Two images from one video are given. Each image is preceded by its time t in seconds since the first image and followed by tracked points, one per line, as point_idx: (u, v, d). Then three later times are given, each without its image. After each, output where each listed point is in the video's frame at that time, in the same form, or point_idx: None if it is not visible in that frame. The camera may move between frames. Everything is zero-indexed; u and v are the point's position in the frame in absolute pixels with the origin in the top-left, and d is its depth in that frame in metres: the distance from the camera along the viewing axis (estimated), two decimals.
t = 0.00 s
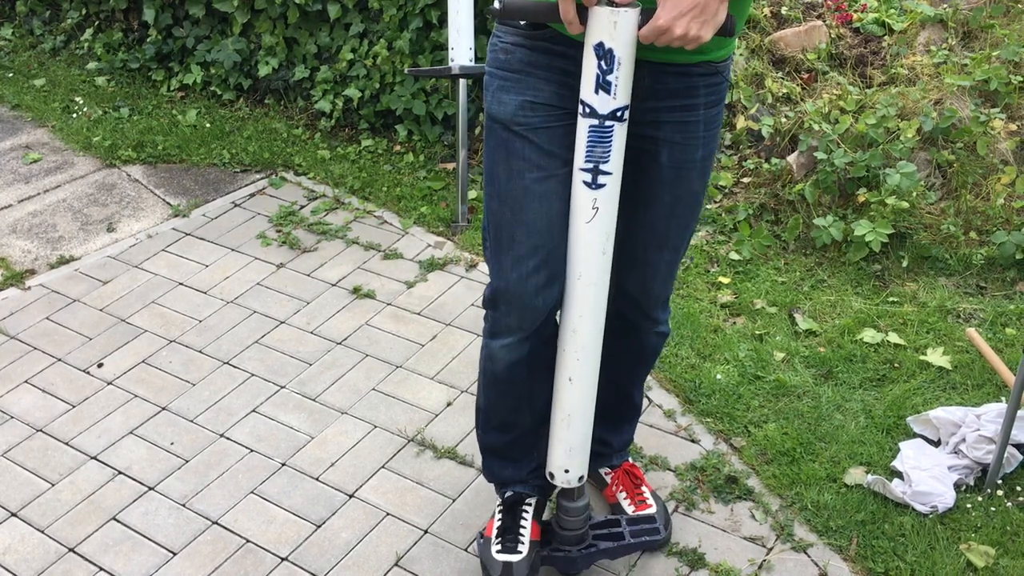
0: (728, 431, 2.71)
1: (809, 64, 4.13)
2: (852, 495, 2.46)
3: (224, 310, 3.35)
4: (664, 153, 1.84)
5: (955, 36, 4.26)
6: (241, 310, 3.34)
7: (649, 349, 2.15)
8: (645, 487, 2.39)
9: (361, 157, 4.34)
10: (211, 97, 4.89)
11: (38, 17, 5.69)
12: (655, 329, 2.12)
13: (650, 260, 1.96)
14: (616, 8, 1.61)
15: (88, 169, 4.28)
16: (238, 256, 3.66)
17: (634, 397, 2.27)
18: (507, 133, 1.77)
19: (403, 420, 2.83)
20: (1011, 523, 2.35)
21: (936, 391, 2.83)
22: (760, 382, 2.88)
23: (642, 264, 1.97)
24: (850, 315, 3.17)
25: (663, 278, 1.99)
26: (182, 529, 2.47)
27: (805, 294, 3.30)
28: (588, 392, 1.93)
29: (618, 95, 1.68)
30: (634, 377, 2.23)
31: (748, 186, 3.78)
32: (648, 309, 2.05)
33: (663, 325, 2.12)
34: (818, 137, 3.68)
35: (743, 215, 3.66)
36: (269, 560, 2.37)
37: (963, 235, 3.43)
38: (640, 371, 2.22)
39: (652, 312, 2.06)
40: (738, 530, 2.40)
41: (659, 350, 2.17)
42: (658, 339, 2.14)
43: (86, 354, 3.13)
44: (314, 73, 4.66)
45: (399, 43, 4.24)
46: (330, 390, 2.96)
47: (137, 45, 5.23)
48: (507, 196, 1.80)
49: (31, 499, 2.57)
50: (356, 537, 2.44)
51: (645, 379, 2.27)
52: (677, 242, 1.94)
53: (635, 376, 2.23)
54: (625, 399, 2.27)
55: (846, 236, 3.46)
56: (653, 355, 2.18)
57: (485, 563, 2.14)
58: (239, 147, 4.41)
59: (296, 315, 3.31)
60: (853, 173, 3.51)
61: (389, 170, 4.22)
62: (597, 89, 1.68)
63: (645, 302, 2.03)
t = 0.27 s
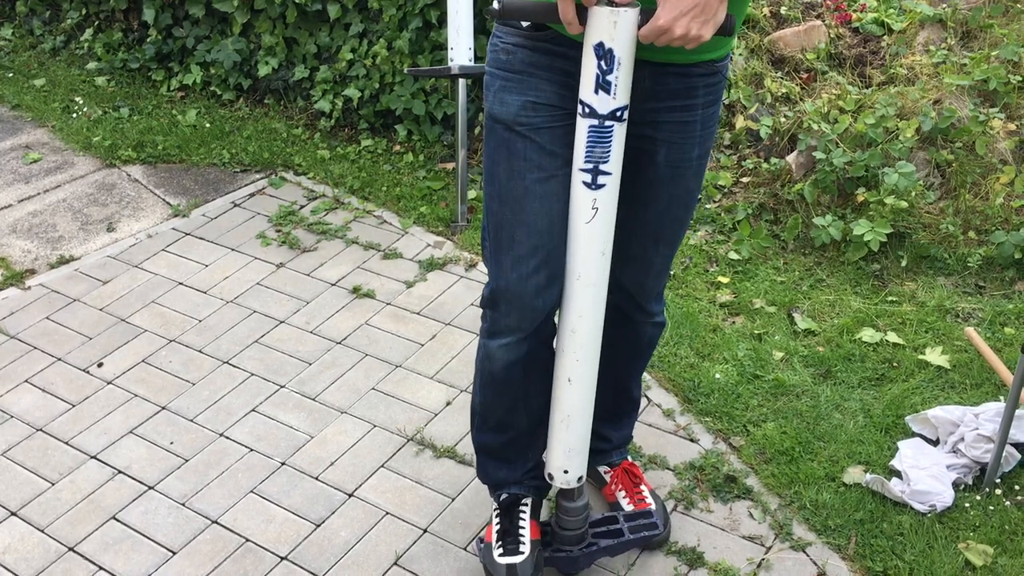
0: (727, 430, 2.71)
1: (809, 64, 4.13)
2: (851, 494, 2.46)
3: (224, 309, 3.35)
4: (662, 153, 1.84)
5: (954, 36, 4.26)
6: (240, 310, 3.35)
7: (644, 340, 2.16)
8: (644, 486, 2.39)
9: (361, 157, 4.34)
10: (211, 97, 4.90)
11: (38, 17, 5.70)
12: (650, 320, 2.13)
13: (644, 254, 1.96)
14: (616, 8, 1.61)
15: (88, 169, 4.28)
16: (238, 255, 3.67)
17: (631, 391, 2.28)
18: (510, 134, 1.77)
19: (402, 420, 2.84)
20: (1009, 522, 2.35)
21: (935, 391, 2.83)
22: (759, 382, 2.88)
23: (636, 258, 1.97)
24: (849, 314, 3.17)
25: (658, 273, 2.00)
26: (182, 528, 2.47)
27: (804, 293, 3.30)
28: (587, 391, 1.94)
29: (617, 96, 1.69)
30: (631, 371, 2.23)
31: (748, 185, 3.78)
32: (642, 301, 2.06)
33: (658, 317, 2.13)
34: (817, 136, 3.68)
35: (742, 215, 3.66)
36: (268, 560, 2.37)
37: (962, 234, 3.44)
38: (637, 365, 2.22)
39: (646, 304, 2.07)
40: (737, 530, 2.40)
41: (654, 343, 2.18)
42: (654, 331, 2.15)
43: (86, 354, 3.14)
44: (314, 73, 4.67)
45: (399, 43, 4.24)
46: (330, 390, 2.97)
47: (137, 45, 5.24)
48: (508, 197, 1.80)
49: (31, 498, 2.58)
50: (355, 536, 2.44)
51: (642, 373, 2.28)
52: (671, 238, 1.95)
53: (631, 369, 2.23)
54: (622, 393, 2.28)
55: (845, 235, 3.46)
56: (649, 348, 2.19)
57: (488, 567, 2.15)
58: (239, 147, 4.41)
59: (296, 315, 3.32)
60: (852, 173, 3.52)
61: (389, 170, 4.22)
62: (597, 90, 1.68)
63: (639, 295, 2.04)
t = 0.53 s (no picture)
0: (726, 428, 2.72)
1: (807, 64, 4.14)
2: (849, 492, 2.47)
3: (223, 308, 3.36)
4: (662, 153, 1.85)
5: (953, 35, 4.26)
6: (240, 309, 3.35)
7: (644, 337, 2.16)
8: (643, 485, 2.40)
9: (360, 157, 4.35)
10: (211, 97, 4.90)
11: (38, 17, 5.70)
12: (650, 317, 2.14)
13: (645, 253, 1.97)
14: None
15: (88, 169, 4.29)
16: (237, 255, 3.67)
17: (631, 389, 2.28)
18: (512, 134, 1.78)
19: (402, 418, 2.84)
20: (1006, 520, 2.36)
21: (933, 389, 2.84)
22: (758, 380, 2.89)
23: (636, 257, 1.98)
24: (847, 313, 3.18)
25: (658, 272, 2.01)
26: (181, 526, 2.48)
27: (802, 292, 3.31)
28: (588, 380, 1.94)
29: (622, 78, 1.68)
30: (631, 370, 2.24)
31: (747, 185, 3.79)
32: (642, 300, 2.07)
33: (658, 315, 2.14)
34: (816, 136, 3.69)
35: (741, 214, 3.67)
36: (268, 558, 2.38)
37: (960, 234, 3.44)
38: (637, 363, 2.23)
39: (646, 303, 2.08)
40: (736, 528, 2.41)
41: (654, 341, 2.18)
42: (653, 328, 2.15)
43: (87, 353, 3.14)
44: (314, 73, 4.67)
45: (398, 42, 4.25)
46: (330, 389, 2.97)
47: (137, 45, 5.25)
48: (511, 198, 1.81)
49: (31, 497, 2.58)
50: (354, 534, 2.45)
51: (642, 372, 2.29)
52: (671, 235, 1.96)
53: (630, 369, 2.23)
54: (622, 392, 2.28)
55: (844, 235, 3.47)
56: (648, 347, 2.19)
57: (489, 567, 2.15)
58: (239, 146, 4.42)
59: (296, 314, 3.32)
60: (851, 172, 3.53)
61: (388, 169, 4.23)
62: (602, 71, 1.67)
63: (639, 295, 2.05)
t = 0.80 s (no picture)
0: (725, 427, 2.72)
1: (806, 63, 4.15)
2: (847, 490, 2.48)
3: (223, 307, 3.36)
4: (660, 152, 1.85)
5: (952, 35, 4.27)
6: (240, 308, 3.36)
7: (643, 336, 2.17)
8: (642, 482, 2.41)
9: (360, 156, 4.35)
10: (211, 97, 4.91)
11: (38, 17, 5.71)
12: (648, 316, 2.14)
13: (644, 252, 1.98)
14: None
15: (88, 169, 4.29)
16: (237, 254, 3.68)
17: (630, 388, 2.29)
18: (509, 135, 1.79)
19: (401, 417, 2.85)
20: (1004, 518, 2.37)
21: (931, 388, 2.84)
22: (756, 379, 2.89)
23: (635, 255, 1.99)
24: (845, 312, 3.19)
25: (656, 270, 2.02)
26: (181, 525, 2.48)
27: (801, 291, 3.32)
28: (587, 379, 1.94)
29: (621, 80, 1.69)
30: (629, 369, 2.24)
31: (746, 184, 3.79)
32: (640, 299, 2.08)
33: (656, 313, 2.15)
34: (815, 135, 3.69)
35: (740, 213, 3.67)
36: (267, 556, 2.39)
37: (959, 233, 3.45)
38: (636, 362, 2.24)
39: (644, 302, 2.09)
40: (734, 526, 2.41)
41: (652, 339, 2.19)
42: (652, 327, 2.16)
43: (87, 352, 3.15)
44: (313, 73, 4.68)
45: (398, 42, 4.25)
46: (329, 388, 2.98)
47: (137, 45, 5.25)
48: (508, 197, 1.81)
49: (31, 496, 2.59)
50: (353, 533, 2.45)
51: (640, 370, 2.29)
52: (668, 234, 1.97)
53: (627, 367, 2.24)
54: (621, 390, 2.29)
55: (842, 234, 3.47)
56: (646, 345, 2.20)
57: (488, 566, 2.17)
58: (238, 146, 4.42)
59: (296, 314, 3.33)
60: (849, 171, 3.54)
61: (388, 169, 4.24)
62: (600, 74, 1.67)
63: (637, 293, 2.06)
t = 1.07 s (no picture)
0: (723, 425, 2.73)
1: (804, 63, 4.16)
2: (844, 488, 2.49)
3: (223, 307, 3.38)
4: (655, 153, 1.86)
5: (950, 35, 4.28)
6: (240, 307, 3.37)
7: (640, 335, 2.18)
8: (640, 480, 2.42)
9: (359, 156, 4.36)
10: (211, 97, 4.92)
11: (38, 17, 5.72)
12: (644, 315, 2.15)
13: (641, 252, 1.99)
14: None
15: (89, 169, 4.30)
16: (237, 254, 3.69)
17: (627, 386, 2.31)
18: (500, 134, 1.80)
19: (400, 415, 2.86)
20: (1001, 516, 2.38)
21: (928, 386, 2.85)
22: (754, 378, 2.90)
23: (631, 254, 2.00)
24: (843, 311, 3.20)
25: (652, 269, 2.04)
26: (181, 523, 2.49)
27: (799, 290, 3.33)
28: (585, 377, 1.94)
29: (618, 79, 1.69)
30: (625, 367, 2.25)
31: (744, 183, 3.80)
32: (636, 298, 2.09)
33: (652, 312, 2.15)
34: (813, 134, 3.70)
35: (739, 213, 3.68)
36: (267, 554, 2.40)
37: (956, 232, 3.46)
38: (632, 360, 2.24)
39: (640, 301, 2.10)
40: (732, 524, 2.42)
41: (649, 337, 2.20)
42: (648, 326, 2.17)
43: (87, 351, 3.16)
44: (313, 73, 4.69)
45: (397, 42, 4.26)
46: (329, 386, 2.99)
47: (137, 45, 5.26)
48: (498, 196, 1.83)
49: (31, 494, 2.60)
50: (353, 531, 2.46)
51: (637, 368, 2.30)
52: (664, 234, 1.98)
53: (624, 366, 2.25)
54: (619, 388, 2.30)
55: (841, 233, 3.48)
56: (643, 344, 2.21)
57: (485, 562, 2.17)
58: (238, 146, 4.43)
59: (296, 313, 3.34)
60: (848, 171, 3.55)
61: (387, 168, 4.25)
62: (598, 73, 1.68)
63: (632, 292, 2.07)
